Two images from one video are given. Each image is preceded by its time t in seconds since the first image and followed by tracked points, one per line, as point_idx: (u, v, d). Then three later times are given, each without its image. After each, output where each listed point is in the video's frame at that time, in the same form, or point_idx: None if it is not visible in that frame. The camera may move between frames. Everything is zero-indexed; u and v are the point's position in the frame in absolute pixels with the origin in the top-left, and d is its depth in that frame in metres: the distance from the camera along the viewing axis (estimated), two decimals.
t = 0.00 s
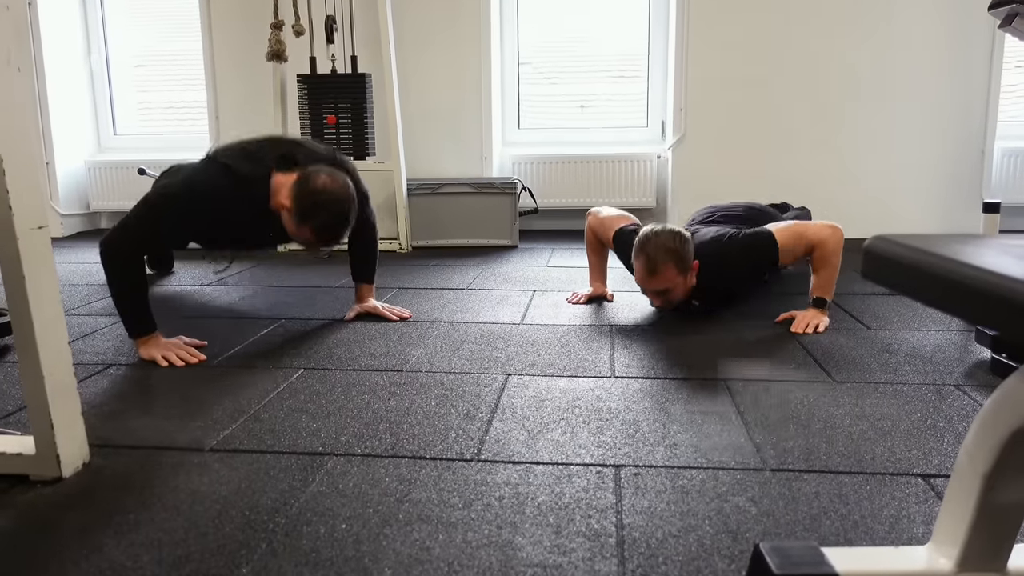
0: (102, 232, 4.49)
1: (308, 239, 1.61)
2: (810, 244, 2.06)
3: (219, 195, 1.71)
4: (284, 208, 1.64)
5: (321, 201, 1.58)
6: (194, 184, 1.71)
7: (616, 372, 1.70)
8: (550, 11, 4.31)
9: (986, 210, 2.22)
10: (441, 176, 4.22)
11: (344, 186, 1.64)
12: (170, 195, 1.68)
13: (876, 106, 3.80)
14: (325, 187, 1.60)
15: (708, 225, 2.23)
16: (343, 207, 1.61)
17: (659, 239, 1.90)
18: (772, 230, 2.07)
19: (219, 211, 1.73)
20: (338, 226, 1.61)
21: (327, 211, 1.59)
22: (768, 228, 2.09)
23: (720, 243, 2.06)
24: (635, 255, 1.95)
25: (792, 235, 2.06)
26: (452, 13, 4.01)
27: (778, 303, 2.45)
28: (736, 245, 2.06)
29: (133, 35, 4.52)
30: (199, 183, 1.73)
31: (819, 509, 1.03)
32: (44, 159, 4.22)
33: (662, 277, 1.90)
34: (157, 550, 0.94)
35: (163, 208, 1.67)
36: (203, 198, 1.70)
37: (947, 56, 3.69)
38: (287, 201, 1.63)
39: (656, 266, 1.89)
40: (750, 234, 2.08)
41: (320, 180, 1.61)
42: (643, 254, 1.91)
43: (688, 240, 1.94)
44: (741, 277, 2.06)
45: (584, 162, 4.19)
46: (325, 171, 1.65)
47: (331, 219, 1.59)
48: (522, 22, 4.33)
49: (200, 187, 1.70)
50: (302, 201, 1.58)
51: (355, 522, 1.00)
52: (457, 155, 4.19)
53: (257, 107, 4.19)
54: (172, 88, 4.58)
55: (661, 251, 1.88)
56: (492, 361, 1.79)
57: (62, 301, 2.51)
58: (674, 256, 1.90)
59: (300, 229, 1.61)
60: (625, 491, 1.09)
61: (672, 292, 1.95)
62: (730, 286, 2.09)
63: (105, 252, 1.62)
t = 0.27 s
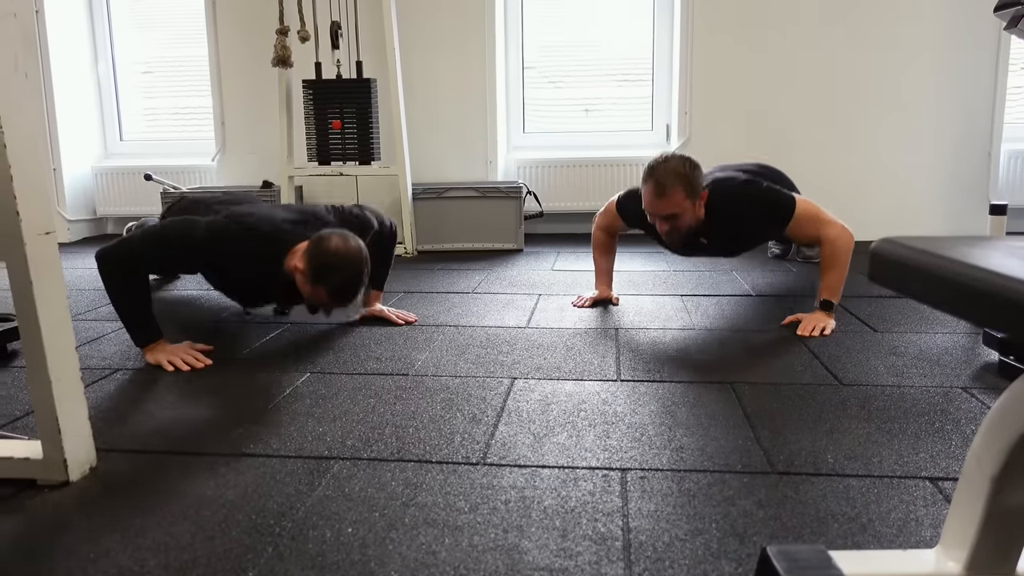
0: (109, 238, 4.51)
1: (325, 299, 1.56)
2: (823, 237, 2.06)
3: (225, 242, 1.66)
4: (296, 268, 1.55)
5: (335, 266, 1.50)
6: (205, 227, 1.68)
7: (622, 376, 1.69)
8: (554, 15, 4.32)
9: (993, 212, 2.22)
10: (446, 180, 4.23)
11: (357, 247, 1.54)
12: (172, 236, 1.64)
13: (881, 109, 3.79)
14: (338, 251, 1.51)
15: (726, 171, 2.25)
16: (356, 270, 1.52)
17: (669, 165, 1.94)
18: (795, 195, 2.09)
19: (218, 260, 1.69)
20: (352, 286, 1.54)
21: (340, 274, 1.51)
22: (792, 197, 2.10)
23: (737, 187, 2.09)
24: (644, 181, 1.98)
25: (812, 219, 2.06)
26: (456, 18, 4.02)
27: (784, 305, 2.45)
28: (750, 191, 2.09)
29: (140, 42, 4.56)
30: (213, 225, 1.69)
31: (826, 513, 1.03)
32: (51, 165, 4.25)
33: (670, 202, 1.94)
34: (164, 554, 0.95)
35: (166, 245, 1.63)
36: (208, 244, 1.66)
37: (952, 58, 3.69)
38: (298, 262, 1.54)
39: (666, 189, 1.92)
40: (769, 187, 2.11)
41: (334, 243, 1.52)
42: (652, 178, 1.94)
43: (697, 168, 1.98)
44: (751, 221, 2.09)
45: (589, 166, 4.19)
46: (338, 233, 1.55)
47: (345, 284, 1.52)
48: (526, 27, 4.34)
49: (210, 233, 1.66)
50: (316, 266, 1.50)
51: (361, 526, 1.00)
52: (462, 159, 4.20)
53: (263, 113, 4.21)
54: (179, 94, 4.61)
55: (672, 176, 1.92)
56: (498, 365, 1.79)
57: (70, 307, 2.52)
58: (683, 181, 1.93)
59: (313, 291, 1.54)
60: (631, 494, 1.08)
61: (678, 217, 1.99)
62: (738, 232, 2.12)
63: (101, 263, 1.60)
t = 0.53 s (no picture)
0: (107, 239, 4.51)
1: (312, 222, 1.56)
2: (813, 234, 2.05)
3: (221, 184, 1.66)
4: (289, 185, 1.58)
5: (324, 184, 1.52)
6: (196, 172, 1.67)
7: (619, 378, 1.69)
8: (552, 18, 4.33)
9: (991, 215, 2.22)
10: (445, 182, 4.23)
11: (350, 170, 1.58)
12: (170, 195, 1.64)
13: (879, 112, 3.80)
14: (331, 171, 1.54)
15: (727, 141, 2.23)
16: (349, 192, 1.55)
17: (669, 128, 1.90)
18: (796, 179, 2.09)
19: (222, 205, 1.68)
20: (344, 208, 1.55)
21: (328, 194, 1.52)
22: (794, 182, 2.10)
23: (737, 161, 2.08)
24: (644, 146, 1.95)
25: (805, 210, 2.06)
26: (455, 21, 4.03)
27: (782, 307, 2.45)
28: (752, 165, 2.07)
29: (138, 44, 4.56)
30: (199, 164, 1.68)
31: (824, 515, 1.03)
32: (49, 167, 4.25)
33: (673, 167, 1.90)
34: (161, 557, 0.94)
35: (170, 203, 1.64)
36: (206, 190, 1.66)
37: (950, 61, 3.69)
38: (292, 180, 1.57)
39: (668, 154, 1.88)
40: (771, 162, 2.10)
41: (326, 163, 1.55)
42: (653, 143, 1.91)
43: (698, 132, 1.95)
44: (752, 193, 2.07)
45: (587, 168, 4.19)
46: (332, 153, 1.59)
47: (336, 203, 1.54)
48: (525, 29, 4.35)
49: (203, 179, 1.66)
50: (308, 182, 1.52)
51: (358, 529, 1.00)
52: (461, 161, 4.20)
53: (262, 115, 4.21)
54: (177, 96, 4.61)
55: (673, 141, 1.88)
56: (496, 367, 1.79)
57: (68, 308, 2.51)
58: (685, 145, 1.90)
59: (303, 210, 1.56)
60: (629, 497, 1.08)
61: (680, 185, 1.95)
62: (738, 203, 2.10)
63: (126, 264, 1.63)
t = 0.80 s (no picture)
0: (108, 240, 4.52)
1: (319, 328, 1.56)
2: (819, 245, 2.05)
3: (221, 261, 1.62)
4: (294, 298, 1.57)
5: (332, 292, 1.53)
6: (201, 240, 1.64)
7: (621, 378, 1.69)
8: (553, 19, 4.33)
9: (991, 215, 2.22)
10: (446, 183, 4.23)
11: (354, 277, 1.59)
12: (171, 249, 1.60)
13: (880, 112, 3.80)
14: (336, 280, 1.55)
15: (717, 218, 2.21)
16: (355, 299, 1.56)
17: (668, 226, 1.91)
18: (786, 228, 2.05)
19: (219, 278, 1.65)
20: (349, 317, 1.56)
21: (336, 301, 1.53)
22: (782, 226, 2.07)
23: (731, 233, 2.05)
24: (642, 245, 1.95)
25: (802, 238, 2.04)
26: (455, 22, 4.03)
27: (783, 307, 2.45)
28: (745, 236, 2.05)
29: (139, 45, 4.56)
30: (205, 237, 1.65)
31: (825, 515, 1.03)
32: (50, 167, 4.26)
33: (671, 263, 1.90)
34: (162, 557, 0.95)
35: (168, 256, 1.60)
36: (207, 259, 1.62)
37: (951, 61, 3.69)
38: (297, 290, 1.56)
39: (665, 252, 1.89)
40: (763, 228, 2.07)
41: (330, 273, 1.56)
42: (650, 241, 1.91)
43: (695, 228, 1.95)
44: (752, 267, 2.05)
45: (588, 169, 4.19)
46: (337, 262, 1.60)
47: (342, 314, 1.54)
48: (526, 30, 4.35)
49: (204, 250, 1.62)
50: (315, 294, 1.53)
51: (360, 529, 1.00)
52: (461, 162, 4.20)
53: (262, 115, 4.22)
54: (178, 97, 4.62)
55: (670, 237, 1.89)
56: (497, 367, 1.79)
57: (69, 309, 2.52)
58: (683, 243, 1.90)
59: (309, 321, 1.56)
60: (630, 497, 1.08)
61: (679, 280, 1.95)
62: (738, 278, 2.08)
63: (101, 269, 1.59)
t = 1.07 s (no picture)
0: (109, 235, 4.52)
1: (312, 215, 1.59)
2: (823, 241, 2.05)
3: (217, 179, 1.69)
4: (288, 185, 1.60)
5: (323, 174, 1.55)
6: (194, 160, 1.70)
7: (621, 374, 1.69)
8: (555, 14, 4.32)
9: (993, 212, 2.21)
10: (447, 179, 4.22)
11: (347, 162, 1.61)
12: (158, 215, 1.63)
13: (882, 109, 3.79)
14: (328, 162, 1.57)
15: (720, 197, 2.22)
16: (346, 183, 1.58)
17: (669, 194, 1.90)
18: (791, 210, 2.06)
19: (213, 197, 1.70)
20: (343, 201, 1.58)
21: (328, 184, 1.55)
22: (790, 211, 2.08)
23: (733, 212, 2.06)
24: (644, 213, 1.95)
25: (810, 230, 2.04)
26: (456, 18, 4.02)
27: (784, 304, 2.45)
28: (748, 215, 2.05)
29: (139, 40, 4.56)
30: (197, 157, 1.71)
31: (825, 511, 1.03)
32: (50, 163, 4.25)
33: (672, 233, 1.90)
34: (163, 553, 0.95)
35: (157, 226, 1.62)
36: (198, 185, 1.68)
37: (952, 57, 3.68)
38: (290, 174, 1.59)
39: (667, 220, 1.88)
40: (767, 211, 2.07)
41: (323, 156, 1.57)
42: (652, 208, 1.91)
43: (698, 197, 1.94)
44: (754, 243, 2.05)
45: (589, 165, 4.19)
46: (329, 147, 1.62)
47: (334, 198, 1.56)
48: (527, 26, 4.34)
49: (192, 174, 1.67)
50: (306, 175, 1.55)
51: (360, 525, 1.00)
52: (462, 158, 4.20)
53: (263, 111, 4.21)
54: (178, 92, 4.61)
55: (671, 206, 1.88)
56: (498, 363, 1.79)
57: (70, 305, 2.52)
58: (685, 211, 1.89)
59: (303, 206, 1.58)
60: (631, 493, 1.08)
61: (681, 247, 1.95)
62: (739, 257, 2.08)
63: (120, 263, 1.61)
